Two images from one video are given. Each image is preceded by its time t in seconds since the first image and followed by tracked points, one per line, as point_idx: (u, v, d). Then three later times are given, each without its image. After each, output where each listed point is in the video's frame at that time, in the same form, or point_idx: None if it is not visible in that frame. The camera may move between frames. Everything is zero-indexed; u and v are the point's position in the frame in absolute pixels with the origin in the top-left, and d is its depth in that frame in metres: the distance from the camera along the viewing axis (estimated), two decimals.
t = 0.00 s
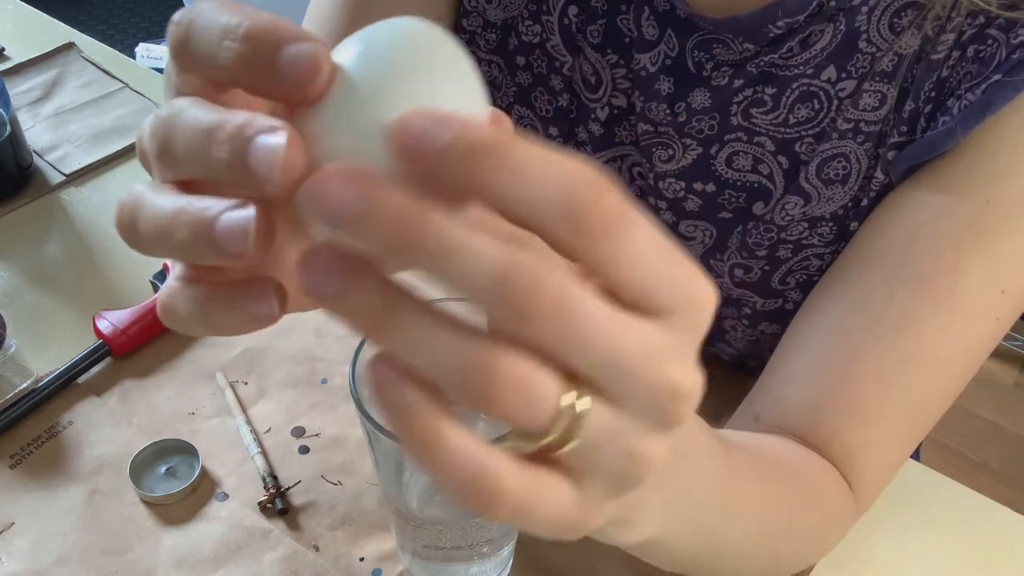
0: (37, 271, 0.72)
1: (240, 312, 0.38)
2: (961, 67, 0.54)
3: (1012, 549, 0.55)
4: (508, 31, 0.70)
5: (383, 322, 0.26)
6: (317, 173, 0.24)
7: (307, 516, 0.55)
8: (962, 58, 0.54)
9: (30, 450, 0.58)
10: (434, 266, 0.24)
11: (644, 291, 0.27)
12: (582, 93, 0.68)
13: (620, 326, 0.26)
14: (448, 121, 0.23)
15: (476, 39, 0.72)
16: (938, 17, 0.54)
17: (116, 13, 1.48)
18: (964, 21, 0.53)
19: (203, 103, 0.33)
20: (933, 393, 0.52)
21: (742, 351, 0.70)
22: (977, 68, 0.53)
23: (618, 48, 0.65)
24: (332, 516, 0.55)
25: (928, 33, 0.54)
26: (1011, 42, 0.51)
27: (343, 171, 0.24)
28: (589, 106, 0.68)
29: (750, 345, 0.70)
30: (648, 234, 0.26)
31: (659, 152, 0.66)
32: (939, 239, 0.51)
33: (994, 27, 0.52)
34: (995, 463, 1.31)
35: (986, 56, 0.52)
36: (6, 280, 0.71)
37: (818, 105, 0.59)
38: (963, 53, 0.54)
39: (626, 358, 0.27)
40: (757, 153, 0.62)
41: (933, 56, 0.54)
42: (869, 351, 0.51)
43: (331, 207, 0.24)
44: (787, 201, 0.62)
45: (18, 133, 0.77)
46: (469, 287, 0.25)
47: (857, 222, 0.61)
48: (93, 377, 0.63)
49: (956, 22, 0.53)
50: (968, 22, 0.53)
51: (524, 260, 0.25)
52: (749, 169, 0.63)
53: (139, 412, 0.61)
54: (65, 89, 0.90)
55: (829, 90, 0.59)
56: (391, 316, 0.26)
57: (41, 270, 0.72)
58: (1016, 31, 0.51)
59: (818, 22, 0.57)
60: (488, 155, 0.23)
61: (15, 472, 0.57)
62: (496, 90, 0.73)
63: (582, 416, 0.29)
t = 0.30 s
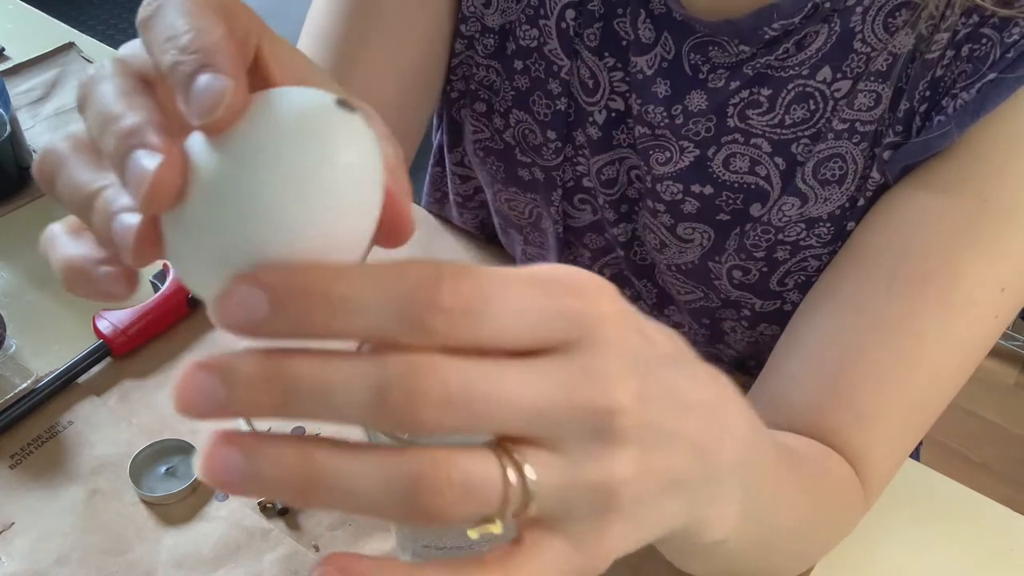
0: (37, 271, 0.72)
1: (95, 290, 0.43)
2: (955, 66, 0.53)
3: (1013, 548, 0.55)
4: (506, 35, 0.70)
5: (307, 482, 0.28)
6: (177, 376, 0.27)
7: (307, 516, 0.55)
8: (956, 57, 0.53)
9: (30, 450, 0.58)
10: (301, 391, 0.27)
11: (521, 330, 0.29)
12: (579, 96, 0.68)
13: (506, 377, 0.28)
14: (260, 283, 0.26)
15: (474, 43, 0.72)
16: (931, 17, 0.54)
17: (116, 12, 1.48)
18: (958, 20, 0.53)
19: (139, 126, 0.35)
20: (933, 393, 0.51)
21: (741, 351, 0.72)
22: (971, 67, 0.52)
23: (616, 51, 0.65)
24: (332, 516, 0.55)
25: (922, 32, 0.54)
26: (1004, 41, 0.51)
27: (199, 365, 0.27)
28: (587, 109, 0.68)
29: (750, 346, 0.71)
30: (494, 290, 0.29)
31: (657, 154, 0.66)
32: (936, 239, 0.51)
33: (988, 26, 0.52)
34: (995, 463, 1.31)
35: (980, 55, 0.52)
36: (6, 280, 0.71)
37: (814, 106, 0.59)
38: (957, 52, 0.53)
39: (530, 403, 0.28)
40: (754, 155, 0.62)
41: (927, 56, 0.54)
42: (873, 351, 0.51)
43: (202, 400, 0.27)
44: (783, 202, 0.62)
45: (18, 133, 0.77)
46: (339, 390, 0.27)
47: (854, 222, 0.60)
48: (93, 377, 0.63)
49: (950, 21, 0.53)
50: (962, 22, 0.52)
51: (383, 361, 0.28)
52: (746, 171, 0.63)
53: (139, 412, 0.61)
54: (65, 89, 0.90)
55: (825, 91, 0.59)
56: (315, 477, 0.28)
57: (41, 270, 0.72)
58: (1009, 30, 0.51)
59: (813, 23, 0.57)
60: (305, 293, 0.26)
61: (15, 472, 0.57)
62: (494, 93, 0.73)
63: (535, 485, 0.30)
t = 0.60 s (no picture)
0: (37, 271, 0.72)
1: (157, 325, 0.42)
2: (950, 65, 0.53)
3: (1012, 548, 0.55)
4: (502, 36, 0.70)
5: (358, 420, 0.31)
6: (260, 323, 0.29)
7: (306, 516, 0.55)
8: (951, 55, 0.53)
9: (30, 450, 0.58)
10: (371, 365, 0.28)
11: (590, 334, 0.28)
12: (576, 95, 0.68)
13: (563, 380, 0.28)
14: (339, 258, 0.27)
15: (470, 43, 0.72)
16: (926, 15, 0.54)
17: (116, 13, 1.48)
18: (952, 19, 0.53)
19: (200, 177, 0.34)
20: (931, 392, 0.52)
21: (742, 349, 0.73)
22: (966, 65, 0.53)
23: (611, 51, 0.65)
24: (332, 515, 0.55)
25: (917, 30, 0.54)
26: (999, 39, 0.51)
27: (276, 317, 0.29)
28: (584, 108, 0.68)
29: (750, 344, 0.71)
30: (578, 293, 0.28)
31: (653, 154, 0.66)
32: (933, 238, 0.51)
33: (983, 24, 0.52)
34: (995, 463, 1.31)
35: (975, 53, 0.52)
36: (6, 280, 0.71)
37: (809, 105, 0.59)
38: (951, 51, 0.53)
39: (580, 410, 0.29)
40: (750, 154, 0.62)
41: (922, 54, 0.54)
42: (872, 350, 0.51)
43: (277, 348, 0.29)
44: (780, 201, 0.62)
45: (17, 132, 0.78)
46: (407, 372, 0.29)
47: (850, 221, 0.61)
48: (93, 377, 0.63)
49: (944, 20, 0.53)
50: (956, 20, 0.53)
51: (455, 352, 0.29)
52: (742, 169, 0.63)
53: (139, 412, 0.61)
54: (65, 90, 0.90)
55: (820, 90, 0.59)
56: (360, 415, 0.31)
57: (40, 270, 0.72)
58: (1004, 28, 0.51)
59: (808, 22, 0.57)
60: (384, 279, 0.27)
61: (15, 472, 0.57)
62: (491, 93, 0.73)
63: (559, 477, 0.32)
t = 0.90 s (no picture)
0: (36, 271, 0.72)
1: (173, 335, 0.40)
2: (950, 65, 0.54)
3: (1012, 549, 0.55)
4: (501, 36, 0.70)
5: (369, 384, 0.30)
6: (286, 265, 0.28)
7: (307, 516, 0.55)
8: (950, 56, 0.53)
9: (30, 450, 0.58)
10: (396, 329, 0.27)
11: (622, 338, 0.28)
12: (575, 96, 0.68)
13: (581, 377, 0.29)
14: (384, 209, 0.26)
15: (470, 44, 0.72)
16: (925, 16, 0.54)
17: (116, 12, 1.48)
18: (952, 20, 0.53)
19: (209, 162, 0.34)
20: (931, 393, 0.52)
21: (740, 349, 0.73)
22: (965, 65, 0.53)
23: (610, 51, 0.65)
24: (332, 515, 0.55)
25: (916, 30, 0.55)
26: (997, 39, 0.51)
27: (304, 260, 0.27)
28: (583, 108, 0.68)
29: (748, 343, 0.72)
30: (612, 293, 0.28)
31: (653, 154, 0.66)
32: (932, 239, 0.51)
33: (982, 24, 0.52)
34: (995, 463, 1.31)
35: (974, 53, 0.52)
36: (6, 280, 0.71)
37: (808, 105, 0.59)
38: (951, 51, 0.53)
39: (598, 412, 0.29)
40: (750, 154, 0.62)
41: (921, 54, 0.54)
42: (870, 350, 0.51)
43: (301, 292, 0.27)
44: (779, 201, 0.62)
45: (17, 132, 0.78)
46: (432, 346, 0.28)
47: (850, 221, 0.61)
48: (93, 377, 0.64)
49: (944, 20, 0.53)
50: (955, 20, 0.53)
51: (485, 332, 0.28)
52: (742, 170, 0.63)
53: (138, 412, 0.61)
54: (65, 89, 0.91)
55: (820, 90, 0.59)
56: (373, 379, 0.30)
57: (40, 270, 0.72)
58: (1002, 28, 0.51)
59: (808, 22, 0.57)
60: (427, 241, 0.26)
61: (15, 472, 0.57)
62: (490, 94, 0.73)
63: (556, 465, 0.32)
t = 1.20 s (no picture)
0: (36, 271, 0.72)
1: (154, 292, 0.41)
2: (950, 66, 0.54)
3: (1012, 549, 0.55)
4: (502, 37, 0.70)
5: (334, 327, 0.30)
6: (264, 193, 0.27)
7: (307, 516, 0.55)
8: (951, 56, 0.54)
9: (30, 450, 0.58)
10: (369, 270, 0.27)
11: (587, 312, 0.28)
12: (575, 96, 0.68)
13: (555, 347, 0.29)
14: (374, 150, 0.26)
15: (470, 45, 0.72)
16: (926, 16, 0.54)
17: (116, 13, 1.48)
18: (953, 20, 0.53)
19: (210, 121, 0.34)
20: (931, 393, 0.52)
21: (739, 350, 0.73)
22: (966, 66, 0.53)
23: (610, 52, 0.65)
24: (332, 515, 0.55)
25: (917, 31, 0.55)
26: (998, 39, 0.51)
27: (285, 187, 0.27)
28: (583, 109, 0.68)
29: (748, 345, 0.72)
30: (584, 262, 0.28)
31: (653, 154, 0.66)
32: (933, 240, 0.51)
33: (983, 24, 0.52)
34: (995, 463, 1.31)
35: (975, 54, 0.52)
36: (6, 280, 0.71)
37: (809, 105, 0.59)
38: (952, 52, 0.53)
39: (557, 378, 0.29)
40: (751, 155, 0.62)
41: (922, 54, 0.54)
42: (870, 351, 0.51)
43: (282, 220, 0.26)
44: (780, 201, 0.62)
45: (17, 132, 0.78)
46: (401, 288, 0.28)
47: (851, 221, 0.61)
48: (93, 377, 0.63)
49: (945, 21, 0.53)
50: (956, 21, 0.53)
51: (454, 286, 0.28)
52: (743, 170, 0.63)
53: (138, 412, 0.61)
54: (65, 89, 0.90)
55: (821, 91, 0.59)
56: (342, 323, 0.30)
57: (41, 270, 0.72)
58: (1003, 28, 0.51)
59: (809, 23, 0.57)
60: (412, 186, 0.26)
61: (15, 472, 0.57)
62: (491, 94, 0.73)
63: (507, 427, 0.32)
